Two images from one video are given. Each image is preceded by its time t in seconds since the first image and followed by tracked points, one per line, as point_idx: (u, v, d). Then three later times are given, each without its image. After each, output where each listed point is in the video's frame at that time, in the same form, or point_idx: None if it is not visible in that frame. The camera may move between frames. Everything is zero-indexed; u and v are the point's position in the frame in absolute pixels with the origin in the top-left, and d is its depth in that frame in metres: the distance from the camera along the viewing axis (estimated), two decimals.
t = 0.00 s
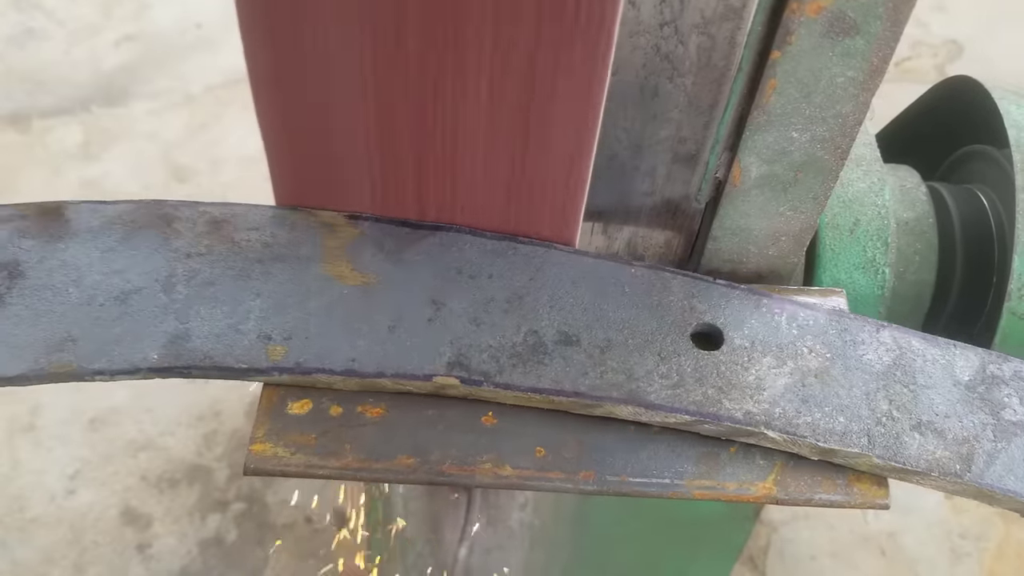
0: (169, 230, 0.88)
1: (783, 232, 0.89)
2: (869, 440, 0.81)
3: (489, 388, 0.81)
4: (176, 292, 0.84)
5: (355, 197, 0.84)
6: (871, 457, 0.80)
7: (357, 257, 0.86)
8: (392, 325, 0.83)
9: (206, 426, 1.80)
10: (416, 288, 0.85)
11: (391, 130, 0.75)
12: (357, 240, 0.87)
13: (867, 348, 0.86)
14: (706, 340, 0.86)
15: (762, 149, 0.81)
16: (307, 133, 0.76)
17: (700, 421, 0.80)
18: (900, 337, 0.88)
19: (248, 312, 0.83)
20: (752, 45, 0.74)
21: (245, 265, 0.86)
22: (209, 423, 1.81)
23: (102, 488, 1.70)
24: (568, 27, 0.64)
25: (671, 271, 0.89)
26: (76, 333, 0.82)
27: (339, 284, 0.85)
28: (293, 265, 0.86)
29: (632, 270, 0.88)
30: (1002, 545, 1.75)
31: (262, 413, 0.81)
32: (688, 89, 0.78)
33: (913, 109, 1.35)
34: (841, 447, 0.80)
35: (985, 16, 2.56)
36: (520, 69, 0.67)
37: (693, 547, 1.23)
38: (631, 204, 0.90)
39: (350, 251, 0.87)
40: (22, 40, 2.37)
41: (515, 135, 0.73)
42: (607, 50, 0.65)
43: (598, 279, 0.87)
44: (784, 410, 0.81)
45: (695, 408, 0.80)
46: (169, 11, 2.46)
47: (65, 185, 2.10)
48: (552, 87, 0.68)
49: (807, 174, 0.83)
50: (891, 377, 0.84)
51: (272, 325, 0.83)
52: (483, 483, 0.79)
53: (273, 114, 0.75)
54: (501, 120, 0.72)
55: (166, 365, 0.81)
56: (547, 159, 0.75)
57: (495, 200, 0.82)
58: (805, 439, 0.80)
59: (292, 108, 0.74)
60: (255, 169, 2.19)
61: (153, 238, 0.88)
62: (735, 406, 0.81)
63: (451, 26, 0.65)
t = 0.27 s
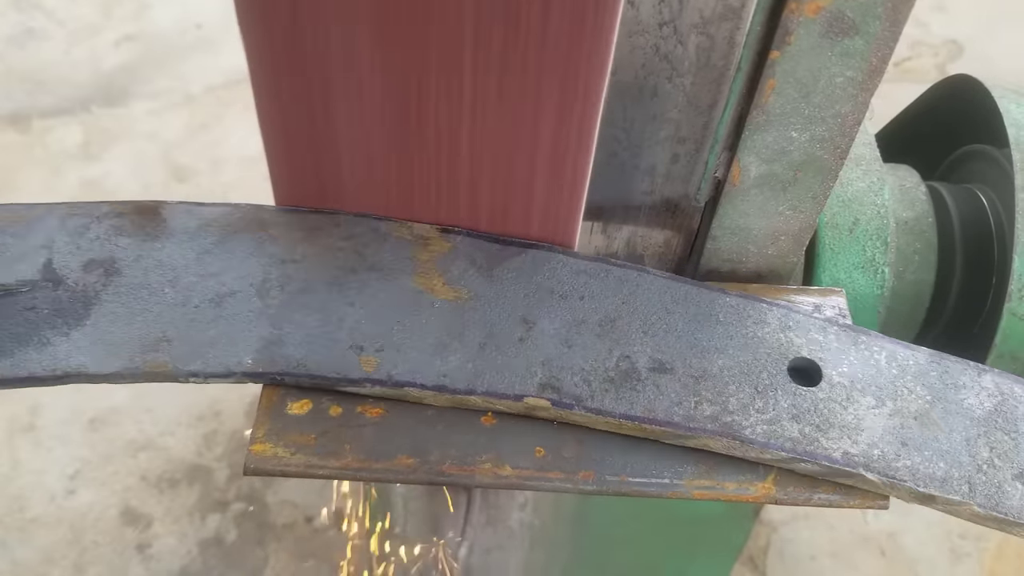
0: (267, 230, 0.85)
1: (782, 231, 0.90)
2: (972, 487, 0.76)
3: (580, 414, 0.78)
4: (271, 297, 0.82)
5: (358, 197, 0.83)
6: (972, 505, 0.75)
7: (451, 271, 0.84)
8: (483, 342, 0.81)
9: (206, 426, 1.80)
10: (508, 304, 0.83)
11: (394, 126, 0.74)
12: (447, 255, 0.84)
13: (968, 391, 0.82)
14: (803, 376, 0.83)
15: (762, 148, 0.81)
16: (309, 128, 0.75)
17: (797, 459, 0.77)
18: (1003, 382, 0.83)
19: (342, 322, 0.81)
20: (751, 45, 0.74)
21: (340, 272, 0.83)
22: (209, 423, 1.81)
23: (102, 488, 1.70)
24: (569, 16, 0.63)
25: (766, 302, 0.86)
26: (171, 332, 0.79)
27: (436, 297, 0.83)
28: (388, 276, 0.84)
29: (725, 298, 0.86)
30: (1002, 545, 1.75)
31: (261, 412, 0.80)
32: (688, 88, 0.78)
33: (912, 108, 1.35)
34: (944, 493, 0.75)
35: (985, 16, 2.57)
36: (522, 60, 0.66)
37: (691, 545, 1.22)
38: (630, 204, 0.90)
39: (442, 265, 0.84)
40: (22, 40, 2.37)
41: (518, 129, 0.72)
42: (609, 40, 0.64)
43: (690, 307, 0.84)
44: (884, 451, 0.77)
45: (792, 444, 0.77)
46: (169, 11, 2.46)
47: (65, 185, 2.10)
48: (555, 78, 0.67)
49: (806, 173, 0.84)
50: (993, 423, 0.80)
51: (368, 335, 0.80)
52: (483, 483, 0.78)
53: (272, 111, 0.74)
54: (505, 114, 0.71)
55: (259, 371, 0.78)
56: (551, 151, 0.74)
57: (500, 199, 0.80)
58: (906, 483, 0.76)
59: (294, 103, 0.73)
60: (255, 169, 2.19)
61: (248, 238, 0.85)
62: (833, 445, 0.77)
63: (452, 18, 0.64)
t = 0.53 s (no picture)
0: (317, 234, 0.85)
1: (783, 231, 0.90)
2: None
3: (629, 430, 0.77)
4: (321, 302, 0.81)
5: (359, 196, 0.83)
6: None
7: (501, 282, 0.83)
8: (532, 354, 0.80)
9: (206, 426, 1.80)
10: (558, 318, 0.82)
11: (397, 126, 0.74)
12: (498, 266, 0.84)
13: None
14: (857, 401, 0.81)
15: (763, 148, 0.81)
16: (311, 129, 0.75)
17: (848, 485, 0.75)
18: None
19: (391, 329, 0.80)
20: (752, 46, 0.74)
21: (390, 280, 0.83)
22: (209, 423, 1.81)
23: (102, 488, 1.70)
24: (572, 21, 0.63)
25: (821, 326, 0.85)
26: (221, 331, 0.79)
27: (485, 305, 0.82)
28: (438, 285, 0.83)
29: (778, 320, 0.84)
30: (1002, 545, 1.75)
31: (262, 412, 0.78)
32: (689, 88, 0.78)
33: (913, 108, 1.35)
34: (999, 526, 0.73)
35: (985, 16, 2.57)
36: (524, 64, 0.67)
37: (691, 545, 1.22)
38: (631, 203, 0.90)
39: (491, 276, 0.84)
40: (22, 40, 2.37)
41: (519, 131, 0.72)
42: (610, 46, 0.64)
43: (741, 328, 0.83)
44: (937, 480, 0.75)
45: (843, 469, 0.75)
46: (169, 11, 2.46)
47: (65, 185, 2.10)
48: (557, 82, 0.67)
49: (806, 173, 0.84)
50: None
51: (417, 343, 0.80)
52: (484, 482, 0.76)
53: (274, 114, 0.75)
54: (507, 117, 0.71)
55: (307, 374, 0.78)
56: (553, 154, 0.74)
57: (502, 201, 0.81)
58: (960, 513, 0.74)
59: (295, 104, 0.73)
60: (255, 169, 2.19)
61: (299, 241, 0.85)
62: (886, 472, 0.75)
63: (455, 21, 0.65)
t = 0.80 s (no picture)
0: (394, 244, 0.83)
1: (783, 231, 0.90)
2: None
3: (711, 459, 0.75)
4: (400, 313, 0.80)
5: (357, 193, 0.83)
6: None
7: (581, 301, 0.82)
8: (612, 377, 0.78)
9: (206, 426, 1.81)
10: (638, 339, 0.80)
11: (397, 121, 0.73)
12: (577, 285, 0.83)
13: None
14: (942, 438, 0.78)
15: (762, 148, 0.81)
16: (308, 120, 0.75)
17: (935, 526, 0.72)
18: None
19: (472, 344, 0.79)
20: (751, 45, 0.74)
21: (469, 292, 0.81)
22: (209, 423, 1.81)
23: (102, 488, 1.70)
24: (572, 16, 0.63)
25: (906, 359, 0.82)
26: (301, 338, 0.78)
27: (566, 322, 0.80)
28: (517, 300, 0.81)
29: (864, 352, 0.81)
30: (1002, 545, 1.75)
31: (261, 411, 0.78)
32: (688, 88, 0.78)
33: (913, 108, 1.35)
34: None
35: (985, 16, 2.57)
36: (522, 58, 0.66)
37: (692, 545, 1.22)
38: (630, 203, 0.90)
39: (572, 294, 0.82)
40: (22, 40, 2.37)
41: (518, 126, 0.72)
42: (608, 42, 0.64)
43: (826, 358, 0.80)
44: None
45: (931, 509, 0.73)
46: (169, 12, 2.46)
47: (65, 185, 2.10)
48: (556, 78, 0.67)
49: (806, 173, 0.84)
50: None
51: (497, 360, 0.78)
52: (483, 482, 0.76)
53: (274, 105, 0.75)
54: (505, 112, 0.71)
55: (387, 386, 0.76)
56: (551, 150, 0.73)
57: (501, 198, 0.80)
58: None
59: (293, 94, 0.73)
60: (255, 169, 2.19)
61: (378, 248, 0.83)
62: (972, 514, 0.73)
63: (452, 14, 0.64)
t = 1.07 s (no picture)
0: (451, 255, 0.84)
1: (783, 231, 0.90)
2: None
3: (773, 481, 0.74)
4: (457, 325, 0.81)
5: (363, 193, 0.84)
6: None
7: (636, 316, 0.83)
8: (671, 393, 0.78)
9: (206, 426, 1.81)
10: (697, 358, 0.80)
11: (394, 126, 0.75)
12: (633, 298, 0.84)
13: None
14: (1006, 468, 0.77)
15: (763, 148, 0.81)
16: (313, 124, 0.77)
17: (1001, 556, 0.71)
18: None
19: (528, 358, 0.79)
20: (752, 44, 0.74)
21: (526, 305, 0.82)
22: (209, 423, 1.81)
23: (101, 488, 1.70)
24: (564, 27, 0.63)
25: (969, 387, 0.81)
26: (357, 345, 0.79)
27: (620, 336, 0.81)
28: (576, 316, 0.82)
29: (925, 379, 0.81)
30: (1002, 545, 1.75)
31: (262, 411, 0.78)
32: (688, 88, 0.78)
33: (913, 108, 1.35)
34: None
35: (985, 16, 2.57)
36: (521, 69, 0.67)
37: (692, 545, 1.22)
38: (631, 203, 0.90)
39: (628, 309, 0.83)
40: (21, 40, 2.37)
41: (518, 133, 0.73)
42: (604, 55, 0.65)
43: (887, 382, 0.80)
44: None
45: (995, 539, 0.71)
46: (169, 11, 2.46)
47: (65, 185, 2.10)
48: (554, 88, 0.68)
49: (806, 173, 0.84)
50: None
51: (554, 375, 0.78)
52: (483, 481, 0.76)
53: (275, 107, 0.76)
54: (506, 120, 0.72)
55: (444, 396, 0.77)
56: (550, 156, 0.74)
57: (498, 201, 0.81)
58: None
59: (298, 98, 0.75)
60: (255, 169, 2.19)
61: (433, 259, 0.84)
62: None
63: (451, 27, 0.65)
